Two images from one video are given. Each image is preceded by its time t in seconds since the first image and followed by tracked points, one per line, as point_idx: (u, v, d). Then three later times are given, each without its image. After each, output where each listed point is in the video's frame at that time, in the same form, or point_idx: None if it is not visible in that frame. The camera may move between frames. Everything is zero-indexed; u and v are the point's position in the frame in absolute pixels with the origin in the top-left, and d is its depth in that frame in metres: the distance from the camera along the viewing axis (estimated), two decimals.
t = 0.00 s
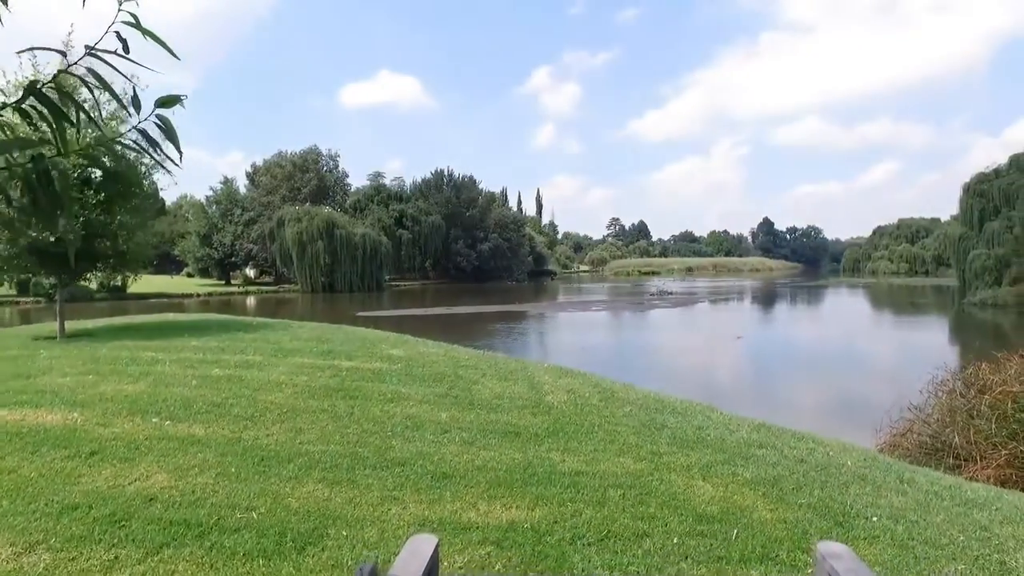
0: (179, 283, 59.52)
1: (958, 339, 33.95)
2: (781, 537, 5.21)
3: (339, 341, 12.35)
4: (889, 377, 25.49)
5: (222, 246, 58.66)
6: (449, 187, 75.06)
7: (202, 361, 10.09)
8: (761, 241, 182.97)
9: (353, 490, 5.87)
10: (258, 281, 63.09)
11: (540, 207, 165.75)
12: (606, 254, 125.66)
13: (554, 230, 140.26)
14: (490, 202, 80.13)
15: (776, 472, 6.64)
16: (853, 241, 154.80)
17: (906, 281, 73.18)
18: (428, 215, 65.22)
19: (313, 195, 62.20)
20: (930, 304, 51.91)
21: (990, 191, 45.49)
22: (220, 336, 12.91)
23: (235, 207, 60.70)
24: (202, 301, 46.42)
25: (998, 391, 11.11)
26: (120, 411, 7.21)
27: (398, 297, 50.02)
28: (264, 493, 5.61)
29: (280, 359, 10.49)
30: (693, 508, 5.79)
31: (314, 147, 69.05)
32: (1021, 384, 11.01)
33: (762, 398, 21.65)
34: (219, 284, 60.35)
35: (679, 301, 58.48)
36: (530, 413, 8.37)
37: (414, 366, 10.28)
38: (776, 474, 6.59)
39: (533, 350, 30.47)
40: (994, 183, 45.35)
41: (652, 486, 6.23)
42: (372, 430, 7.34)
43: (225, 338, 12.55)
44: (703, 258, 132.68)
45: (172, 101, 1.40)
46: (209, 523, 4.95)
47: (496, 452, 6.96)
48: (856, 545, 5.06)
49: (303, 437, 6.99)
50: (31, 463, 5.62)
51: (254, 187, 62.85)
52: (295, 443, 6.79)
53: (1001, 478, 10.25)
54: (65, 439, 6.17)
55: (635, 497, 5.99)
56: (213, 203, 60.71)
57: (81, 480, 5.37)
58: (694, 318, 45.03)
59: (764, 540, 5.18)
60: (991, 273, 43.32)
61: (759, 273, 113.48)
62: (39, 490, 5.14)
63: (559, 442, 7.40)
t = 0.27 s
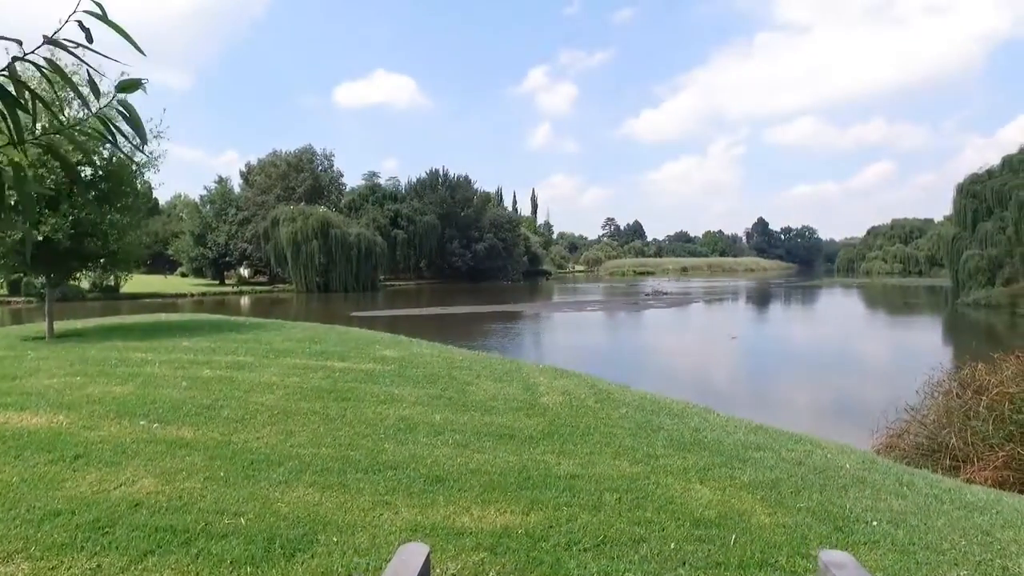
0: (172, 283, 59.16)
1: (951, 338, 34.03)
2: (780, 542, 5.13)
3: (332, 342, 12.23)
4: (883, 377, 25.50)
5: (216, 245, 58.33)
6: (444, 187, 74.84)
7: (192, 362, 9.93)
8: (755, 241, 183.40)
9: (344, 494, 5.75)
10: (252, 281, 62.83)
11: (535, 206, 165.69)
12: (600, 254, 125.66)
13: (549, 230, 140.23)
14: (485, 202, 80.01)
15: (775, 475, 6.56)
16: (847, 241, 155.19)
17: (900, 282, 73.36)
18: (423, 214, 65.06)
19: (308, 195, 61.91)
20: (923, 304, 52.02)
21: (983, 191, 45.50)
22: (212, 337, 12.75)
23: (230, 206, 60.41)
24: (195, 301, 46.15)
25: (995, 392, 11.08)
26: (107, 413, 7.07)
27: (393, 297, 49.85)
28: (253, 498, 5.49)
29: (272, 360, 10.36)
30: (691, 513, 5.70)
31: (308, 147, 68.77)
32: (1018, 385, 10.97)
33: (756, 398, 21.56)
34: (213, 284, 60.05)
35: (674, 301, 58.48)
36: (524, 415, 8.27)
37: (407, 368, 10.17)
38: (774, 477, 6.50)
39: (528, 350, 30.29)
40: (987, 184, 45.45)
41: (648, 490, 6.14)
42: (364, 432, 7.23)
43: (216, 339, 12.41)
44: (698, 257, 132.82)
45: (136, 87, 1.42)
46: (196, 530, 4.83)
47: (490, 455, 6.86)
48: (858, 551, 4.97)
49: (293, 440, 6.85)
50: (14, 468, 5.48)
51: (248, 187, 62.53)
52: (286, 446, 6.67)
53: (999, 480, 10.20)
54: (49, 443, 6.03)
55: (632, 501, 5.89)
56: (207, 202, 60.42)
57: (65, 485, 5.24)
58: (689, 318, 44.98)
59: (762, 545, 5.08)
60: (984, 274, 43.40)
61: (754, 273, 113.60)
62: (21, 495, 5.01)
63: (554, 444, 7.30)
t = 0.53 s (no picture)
0: (164, 283, 58.76)
1: (943, 338, 34.15)
2: (779, 550, 5.01)
3: (323, 343, 12.08)
4: (876, 377, 25.47)
5: (209, 245, 57.99)
6: (438, 187, 74.62)
7: (180, 365, 9.76)
8: (748, 241, 183.95)
9: (333, 501, 5.61)
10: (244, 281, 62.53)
11: (528, 206, 165.65)
12: (594, 254, 125.69)
13: (543, 230, 140.25)
14: (478, 202, 79.87)
15: (772, 481, 6.46)
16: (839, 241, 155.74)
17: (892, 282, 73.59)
18: (417, 214, 64.86)
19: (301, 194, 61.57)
20: (916, 304, 52.18)
21: (975, 192, 45.59)
22: (201, 339, 12.57)
23: (222, 206, 60.05)
24: (187, 300, 45.83)
25: (991, 394, 11.03)
26: (90, 418, 6.90)
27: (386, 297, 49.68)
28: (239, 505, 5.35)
29: (262, 362, 10.20)
30: (687, 520, 5.59)
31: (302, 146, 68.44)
32: (1014, 386, 10.92)
33: (749, 398, 21.49)
34: (205, 284, 59.69)
35: (668, 301, 58.48)
36: (518, 419, 8.14)
37: (399, 370, 10.02)
38: (771, 483, 6.40)
39: (522, 350, 30.15)
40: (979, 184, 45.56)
41: (644, 497, 6.03)
42: (354, 437, 7.08)
43: (206, 340, 12.24)
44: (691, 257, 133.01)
45: (91, 86, 1.44)
46: (178, 540, 4.68)
47: (482, 460, 6.74)
48: (858, 559, 4.86)
49: (282, 445, 6.70)
50: None
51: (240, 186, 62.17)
52: (274, 451, 6.51)
53: (995, 483, 10.16)
54: (29, 450, 5.86)
55: (627, 508, 5.77)
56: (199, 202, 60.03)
57: (43, 494, 5.09)
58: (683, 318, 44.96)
59: (760, 554, 4.97)
60: (975, 274, 43.52)
61: (747, 273, 113.86)
62: None
63: (547, 449, 7.17)
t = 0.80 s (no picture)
0: (157, 283, 58.39)
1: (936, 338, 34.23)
2: (777, 559, 4.88)
3: (314, 344, 11.93)
4: (871, 377, 25.43)
5: (202, 245, 57.67)
6: (432, 187, 74.41)
7: (168, 367, 9.58)
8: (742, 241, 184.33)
9: (321, 507, 5.47)
10: (238, 281, 62.23)
11: (523, 206, 165.78)
12: (589, 254, 125.74)
13: (538, 230, 140.19)
14: (473, 202, 79.68)
15: (770, 486, 6.36)
16: (833, 241, 156.11)
17: (886, 282, 73.73)
18: (411, 214, 64.66)
19: (295, 194, 61.21)
20: (909, 304, 52.29)
21: (967, 192, 45.68)
22: (190, 340, 12.38)
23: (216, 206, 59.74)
24: (180, 301, 45.54)
25: (989, 394, 10.93)
26: (73, 423, 6.72)
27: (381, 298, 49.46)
28: (224, 513, 5.20)
29: (252, 364, 10.03)
30: (683, 526, 5.48)
31: (296, 146, 68.10)
32: (1011, 387, 10.83)
33: (744, 398, 21.40)
34: (199, 284, 59.33)
35: (663, 301, 58.43)
36: (511, 422, 8.01)
37: (391, 372, 9.88)
38: (768, 488, 6.30)
39: (517, 351, 29.99)
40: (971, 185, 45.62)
41: (639, 503, 5.91)
42: (344, 441, 6.93)
43: (195, 341, 12.07)
44: (685, 257, 133.20)
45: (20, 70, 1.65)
46: (160, 549, 4.54)
47: (475, 464, 6.61)
48: (859, 570, 4.73)
49: (269, 450, 6.54)
50: None
51: (234, 186, 61.81)
52: (261, 456, 6.35)
53: (992, 485, 10.06)
54: (7, 457, 5.69)
55: (622, 514, 5.66)
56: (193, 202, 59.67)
57: (21, 503, 4.94)
58: (678, 318, 44.88)
59: (759, 564, 4.83)
60: (968, 273, 43.58)
61: (741, 273, 114.08)
62: None
63: (540, 453, 7.06)
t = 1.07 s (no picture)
0: (150, 284, 58.07)
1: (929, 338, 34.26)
2: (778, 568, 4.76)
3: (307, 346, 11.78)
4: (865, 377, 25.39)
5: (196, 245, 57.37)
6: (427, 187, 74.17)
7: (156, 369, 9.41)
8: (738, 241, 184.49)
9: (310, 514, 5.32)
10: (232, 282, 61.97)
11: (518, 205, 165.71)
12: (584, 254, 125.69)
13: (533, 230, 139.96)
14: (468, 202, 79.51)
15: (768, 490, 6.26)
16: (827, 242, 156.43)
17: (880, 282, 73.85)
18: (406, 214, 64.45)
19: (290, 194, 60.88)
20: (904, 304, 52.31)
21: (961, 193, 45.71)
22: (181, 341, 12.19)
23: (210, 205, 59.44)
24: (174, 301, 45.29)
25: (987, 396, 10.83)
26: (56, 427, 6.55)
27: (376, 298, 49.26)
28: (209, 520, 5.05)
29: (243, 366, 9.87)
30: (681, 533, 5.35)
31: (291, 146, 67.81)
32: (1010, 389, 10.73)
33: (738, 399, 21.34)
34: (192, 285, 59.04)
35: (658, 301, 58.39)
36: (505, 425, 7.87)
37: (384, 373, 9.73)
38: (768, 493, 6.19)
39: (511, 351, 29.84)
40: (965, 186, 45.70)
41: (635, 508, 5.79)
42: (335, 445, 6.78)
43: (184, 343, 11.90)
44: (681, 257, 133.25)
45: None
46: (141, 560, 4.39)
47: (468, 469, 6.47)
48: None
49: (259, 454, 6.37)
50: None
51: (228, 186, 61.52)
52: (249, 460, 6.19)
53: (991, 488, 9.95)
54: None
55: (618, 521, 5.53)
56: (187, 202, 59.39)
57: None
58: (673, 318, 44.80)
59: (760, 573, 4.71)
60: (962, 274, 43.63)
61: (736, 273, 114.17)
62: None
63: (535, 457, 6.93)
